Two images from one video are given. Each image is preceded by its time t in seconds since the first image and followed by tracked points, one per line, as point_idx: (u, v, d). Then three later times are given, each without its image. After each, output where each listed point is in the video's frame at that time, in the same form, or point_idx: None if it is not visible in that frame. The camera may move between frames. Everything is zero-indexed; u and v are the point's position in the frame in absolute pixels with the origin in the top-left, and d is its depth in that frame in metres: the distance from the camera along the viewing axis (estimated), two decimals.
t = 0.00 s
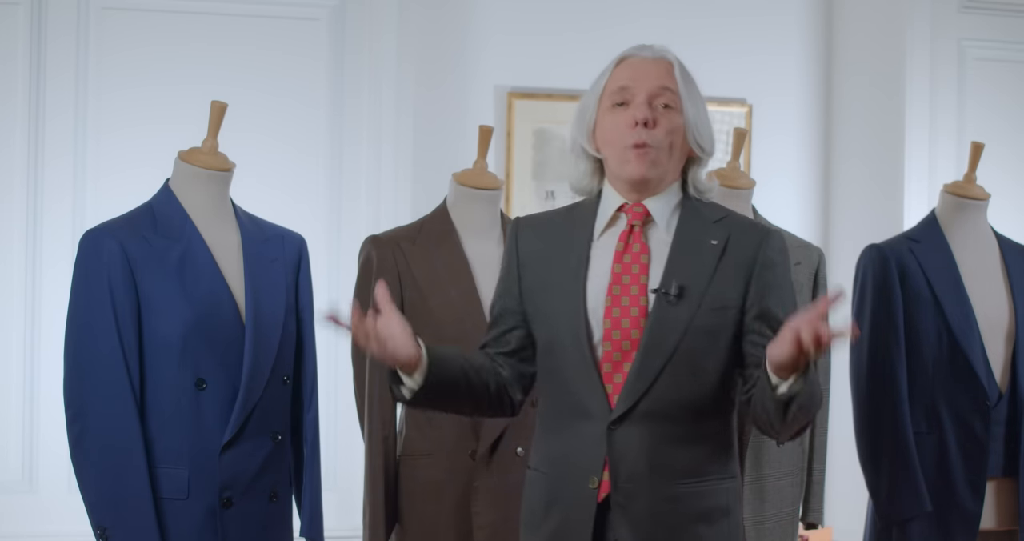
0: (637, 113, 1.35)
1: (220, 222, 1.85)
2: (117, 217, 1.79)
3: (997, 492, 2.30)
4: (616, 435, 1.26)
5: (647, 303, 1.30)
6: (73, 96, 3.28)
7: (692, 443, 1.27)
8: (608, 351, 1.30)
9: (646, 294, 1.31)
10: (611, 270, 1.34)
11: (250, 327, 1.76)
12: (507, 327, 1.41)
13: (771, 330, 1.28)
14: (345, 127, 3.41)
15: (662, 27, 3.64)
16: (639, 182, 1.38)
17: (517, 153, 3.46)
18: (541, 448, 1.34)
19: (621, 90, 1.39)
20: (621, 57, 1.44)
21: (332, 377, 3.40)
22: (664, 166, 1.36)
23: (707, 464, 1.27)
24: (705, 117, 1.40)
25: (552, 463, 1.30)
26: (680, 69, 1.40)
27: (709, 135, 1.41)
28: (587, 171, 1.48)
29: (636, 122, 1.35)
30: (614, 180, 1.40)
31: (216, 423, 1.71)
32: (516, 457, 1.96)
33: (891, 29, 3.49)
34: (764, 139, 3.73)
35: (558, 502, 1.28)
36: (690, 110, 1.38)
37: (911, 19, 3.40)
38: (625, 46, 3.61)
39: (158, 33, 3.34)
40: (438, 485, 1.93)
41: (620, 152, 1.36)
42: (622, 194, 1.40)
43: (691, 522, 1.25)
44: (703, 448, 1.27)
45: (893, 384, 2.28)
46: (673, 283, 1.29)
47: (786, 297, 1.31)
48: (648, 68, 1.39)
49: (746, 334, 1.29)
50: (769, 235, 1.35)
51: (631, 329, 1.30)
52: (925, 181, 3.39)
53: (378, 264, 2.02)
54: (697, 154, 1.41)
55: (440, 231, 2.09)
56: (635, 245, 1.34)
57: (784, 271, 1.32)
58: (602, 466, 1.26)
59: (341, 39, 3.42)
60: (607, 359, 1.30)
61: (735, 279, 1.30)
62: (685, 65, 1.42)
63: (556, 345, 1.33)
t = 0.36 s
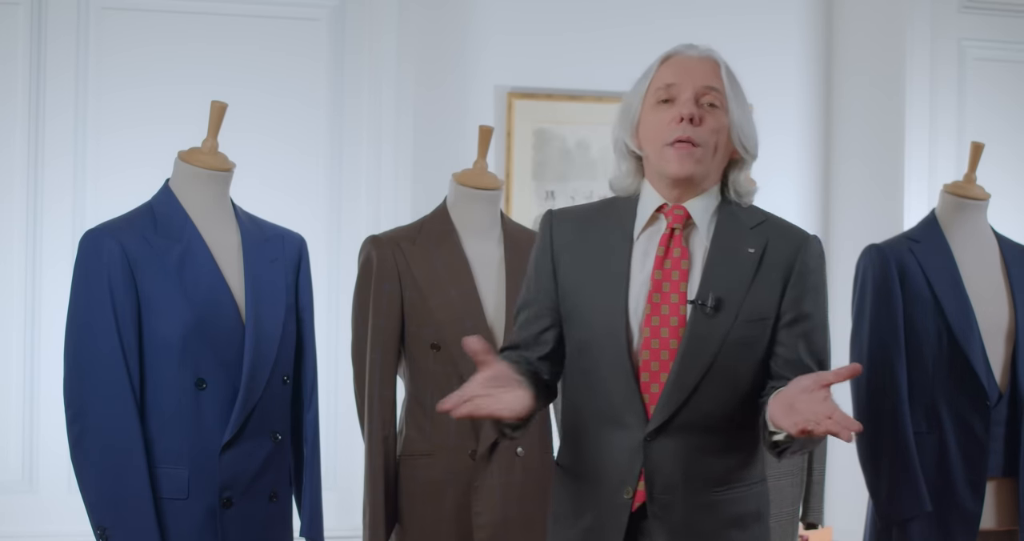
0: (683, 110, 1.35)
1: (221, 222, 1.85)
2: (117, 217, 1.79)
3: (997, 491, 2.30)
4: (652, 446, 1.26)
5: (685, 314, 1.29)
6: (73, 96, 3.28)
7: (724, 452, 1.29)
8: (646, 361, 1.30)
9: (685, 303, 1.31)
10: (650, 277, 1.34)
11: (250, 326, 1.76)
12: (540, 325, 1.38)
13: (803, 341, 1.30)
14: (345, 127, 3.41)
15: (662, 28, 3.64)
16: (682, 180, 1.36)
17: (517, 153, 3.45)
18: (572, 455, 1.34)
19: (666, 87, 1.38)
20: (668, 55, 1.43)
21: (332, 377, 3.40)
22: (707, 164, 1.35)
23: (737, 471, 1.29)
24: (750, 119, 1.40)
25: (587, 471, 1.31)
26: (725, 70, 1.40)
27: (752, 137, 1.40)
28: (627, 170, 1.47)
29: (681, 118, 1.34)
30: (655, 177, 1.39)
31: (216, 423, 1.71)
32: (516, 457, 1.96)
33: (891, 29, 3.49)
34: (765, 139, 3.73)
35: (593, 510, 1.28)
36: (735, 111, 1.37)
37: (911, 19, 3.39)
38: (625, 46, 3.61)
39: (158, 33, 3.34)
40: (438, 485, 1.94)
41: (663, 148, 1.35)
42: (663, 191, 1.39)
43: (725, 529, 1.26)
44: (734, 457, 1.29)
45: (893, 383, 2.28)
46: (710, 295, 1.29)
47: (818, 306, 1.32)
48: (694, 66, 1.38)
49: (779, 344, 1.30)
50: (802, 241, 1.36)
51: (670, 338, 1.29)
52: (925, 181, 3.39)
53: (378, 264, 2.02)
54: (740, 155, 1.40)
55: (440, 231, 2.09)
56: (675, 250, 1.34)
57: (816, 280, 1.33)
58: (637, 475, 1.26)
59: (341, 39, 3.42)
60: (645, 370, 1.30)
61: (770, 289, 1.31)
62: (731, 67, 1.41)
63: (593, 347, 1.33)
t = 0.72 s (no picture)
0: (708, 107, 1.39)
1: (221, 222, 1.85)
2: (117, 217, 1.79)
3: (997, 492, 2.30)
4: (669, 446, 1.27)
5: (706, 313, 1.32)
6: (73, 96, 3.28)
7: (739, 454, 1.30)
8: (665, 359, 1.31)
9: (705, 302, 1.33)
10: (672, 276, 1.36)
11: (250, 326, 1.76)
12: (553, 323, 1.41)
13: (820, 344, 1.32)
14: (345, 127, 3.41)
15: (662, 28, 3.64)
16: (705, 174, 1.40)
17: (517, 153, 3.46)
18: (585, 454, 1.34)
19: (690, 85, 1.43)
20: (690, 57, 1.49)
21: (332, 377, 3.40)
22: (731, 158, 1.39)
23: (753, 474, 1.31)
24: (769, 119, 1.46)
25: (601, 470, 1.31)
26: (747, 72, 1.46)
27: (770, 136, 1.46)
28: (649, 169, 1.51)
29: (705, 114, 1.39)
30: (678, 172, 1.43)
31: (216, 423, 1.71)
32: (515, 457, 1.96)
33: (891, 29, 3.49)
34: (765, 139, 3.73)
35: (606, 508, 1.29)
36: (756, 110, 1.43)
37: (911, 19, 3.39)
38: (626, 46, 3.62)
39: (157, 33, 3.34)
40: (438, 485, 1.93)
41: (688, 142, 1.39)
42: (685, 186, 1.42)
43: (737, 532, 1.28)
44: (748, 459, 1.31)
45: (893, 383, 2.28)
46: (732, 295, 1.31)
47: (833, 312, 1.35)
48: (717, 66, 1.44)
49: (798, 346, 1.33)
50: (819, 247, 1.39)
51: (690, 337, 1.31)
52: (925, 181, 3.39)
53: (378, 264, 2.02)
54: (761, 152, 1.46)
55: (440, 231, 2.09)
56: (697, 249, 1.36)
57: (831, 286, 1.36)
58: (653, 475, 1.27)
59: (341, 39, 3.42)
60: (663, 368, 1.31)
61: (789, 293, 1.34)
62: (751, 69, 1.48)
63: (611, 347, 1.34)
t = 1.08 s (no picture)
0: (685, 110, 1.39)
1: (221, 223, 1.85)
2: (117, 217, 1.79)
3: (997, 492, 2.30)
4: (657, 441, 1.27)
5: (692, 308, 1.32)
6: (73, 96, 3.28)
7: (729, 450, 1.29)
8: (652, 354, 1.31)
9: (690, 298, 1.33)
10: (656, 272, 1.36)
11: (250, 326, 1.76)
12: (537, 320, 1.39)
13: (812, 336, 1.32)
14: (345, 126, 3.41)
15: (662, 28, 3.64)
16: (686, 178, 1.40)
17: (517, 153, 3.45)
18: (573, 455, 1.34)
19: (667, 89, 1.43)
20: (664, 59, 1.48)
21: (332, 377, 3.40)
22: (711, 160, 1.39)
23: (742, 472, 1.30)
24: (748, 117, 1.45)
25: (588, 471, 1.31)
26: (723, 71, 1.45)
27: (751, 134, 1.45)
28: (631, 173, 1.50)
29: (683, 118, 1.38)
30: (660, 177, 1.43)
31: (216, 423, 1.71)
32: (515, 457, 1.96)
33: (891, 29, 3.49)
34: (765, 139, 3.73)
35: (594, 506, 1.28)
36: (735, 110, 1.42)
37: (911, 19, 3.39)
38: (625, 46, 3.62)
39: (158, 33, 3.34)
40: (438, 485, 1.93)
41: (668, 147, 1.39)
42: (667, 189, 1.43)
43: (729, 529, 1.27)
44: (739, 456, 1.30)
45: (894, 383, 2.28)
46: (717, 289, 1.32)
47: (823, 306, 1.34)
48: (693, 67, 1.43)
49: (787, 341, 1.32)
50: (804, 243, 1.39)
51: (676, 332, 1.31)
52: (925, 181, 3.39)
53: (378, 265, 2.02)
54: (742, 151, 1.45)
55: (440, 231, 2.09)
56: (680, 246, 1.36)
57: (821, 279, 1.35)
58: (641, 471, 1.27)
59: (341, 39, 3.42)
60: (651, 363, 1.31)
61: (774, 289, 1.34)
62: (727, 67, 1.46)
63: (597, 347, 1.34)
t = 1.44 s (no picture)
0: (627, 101, 1.36)
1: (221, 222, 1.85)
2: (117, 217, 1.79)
3: (997, 491, 2.30)
4: (623, 433, 1.23)
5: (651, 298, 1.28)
6: (73, 96, 3.28)
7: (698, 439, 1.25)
8: (614, 347, 1.27)
9: (649, 288, 1.29)
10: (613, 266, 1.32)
11: (250, 327, 1.76)
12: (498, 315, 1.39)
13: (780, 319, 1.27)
14: (345, 126, 3.41)
15: (663, 28, 3.64)
16: (635, 169, 1.36)
17: (517, 153, 3.45)
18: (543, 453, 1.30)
19: (610, 85, 1.39)
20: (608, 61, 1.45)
21: (332, 377, 3.40)
22: (658, 150, 1.35)
23: (711, 461, 1.25)
24: (696, 109, 1.41)
25: (556, 469, 1.27)
26: (667, 67, 1.42)
27: (700, 126, 1.41)
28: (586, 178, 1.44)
29: (625, 108, 1.35)
30: (610, 172, 1.39)
31: (216, 423, 1.71)
32: (516, 457, 1.95)
33: (891, 29, 3.49)
34: (764, 139, 3.73)
35: (565, 502, 1.25)
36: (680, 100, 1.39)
37: (911, 18, 3.39)
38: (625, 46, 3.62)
39: (158, 33, 3.34)
40: (438, 485, 1.94)
41: (613, 139, 1.35)
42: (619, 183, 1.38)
43: (703, 518, 1.23)
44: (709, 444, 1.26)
45: (893, 383, 2.28)
46: (675, 278, 1.27)
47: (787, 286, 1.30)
48: (635, 62, 1.41)
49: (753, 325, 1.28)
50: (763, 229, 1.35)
51: (636, 323, 1.27)
52: (925, 181, 3.39)
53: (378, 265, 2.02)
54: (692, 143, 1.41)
55: (440, 232, 2.09)
56: (635, 236, 1.33)
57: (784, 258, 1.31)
58: (609, 464, 1.23)
59: (341, 39, 3.42)
60: (613, 356, 1.27)
61: (734, 275, 1.29)
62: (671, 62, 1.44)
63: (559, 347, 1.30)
